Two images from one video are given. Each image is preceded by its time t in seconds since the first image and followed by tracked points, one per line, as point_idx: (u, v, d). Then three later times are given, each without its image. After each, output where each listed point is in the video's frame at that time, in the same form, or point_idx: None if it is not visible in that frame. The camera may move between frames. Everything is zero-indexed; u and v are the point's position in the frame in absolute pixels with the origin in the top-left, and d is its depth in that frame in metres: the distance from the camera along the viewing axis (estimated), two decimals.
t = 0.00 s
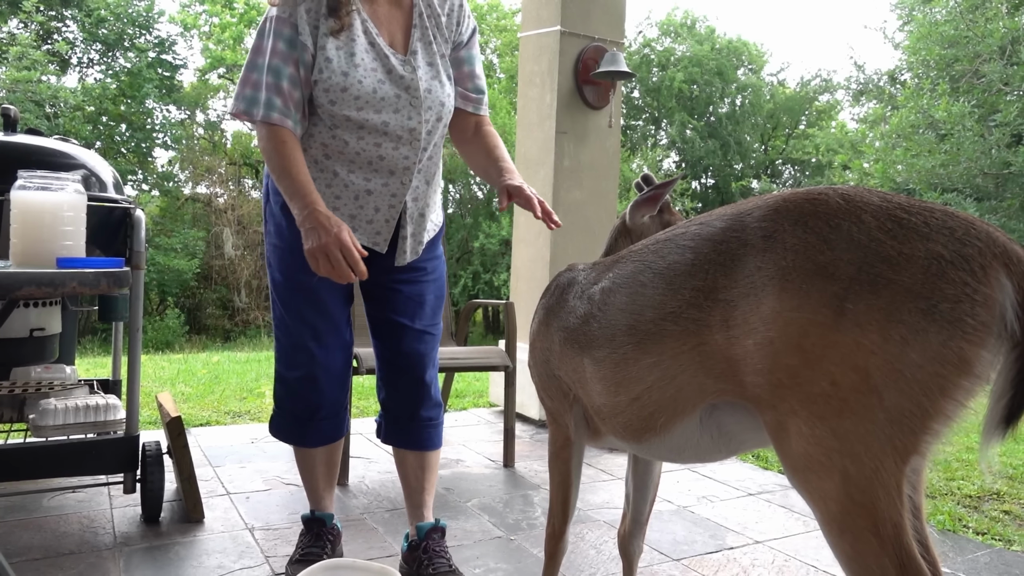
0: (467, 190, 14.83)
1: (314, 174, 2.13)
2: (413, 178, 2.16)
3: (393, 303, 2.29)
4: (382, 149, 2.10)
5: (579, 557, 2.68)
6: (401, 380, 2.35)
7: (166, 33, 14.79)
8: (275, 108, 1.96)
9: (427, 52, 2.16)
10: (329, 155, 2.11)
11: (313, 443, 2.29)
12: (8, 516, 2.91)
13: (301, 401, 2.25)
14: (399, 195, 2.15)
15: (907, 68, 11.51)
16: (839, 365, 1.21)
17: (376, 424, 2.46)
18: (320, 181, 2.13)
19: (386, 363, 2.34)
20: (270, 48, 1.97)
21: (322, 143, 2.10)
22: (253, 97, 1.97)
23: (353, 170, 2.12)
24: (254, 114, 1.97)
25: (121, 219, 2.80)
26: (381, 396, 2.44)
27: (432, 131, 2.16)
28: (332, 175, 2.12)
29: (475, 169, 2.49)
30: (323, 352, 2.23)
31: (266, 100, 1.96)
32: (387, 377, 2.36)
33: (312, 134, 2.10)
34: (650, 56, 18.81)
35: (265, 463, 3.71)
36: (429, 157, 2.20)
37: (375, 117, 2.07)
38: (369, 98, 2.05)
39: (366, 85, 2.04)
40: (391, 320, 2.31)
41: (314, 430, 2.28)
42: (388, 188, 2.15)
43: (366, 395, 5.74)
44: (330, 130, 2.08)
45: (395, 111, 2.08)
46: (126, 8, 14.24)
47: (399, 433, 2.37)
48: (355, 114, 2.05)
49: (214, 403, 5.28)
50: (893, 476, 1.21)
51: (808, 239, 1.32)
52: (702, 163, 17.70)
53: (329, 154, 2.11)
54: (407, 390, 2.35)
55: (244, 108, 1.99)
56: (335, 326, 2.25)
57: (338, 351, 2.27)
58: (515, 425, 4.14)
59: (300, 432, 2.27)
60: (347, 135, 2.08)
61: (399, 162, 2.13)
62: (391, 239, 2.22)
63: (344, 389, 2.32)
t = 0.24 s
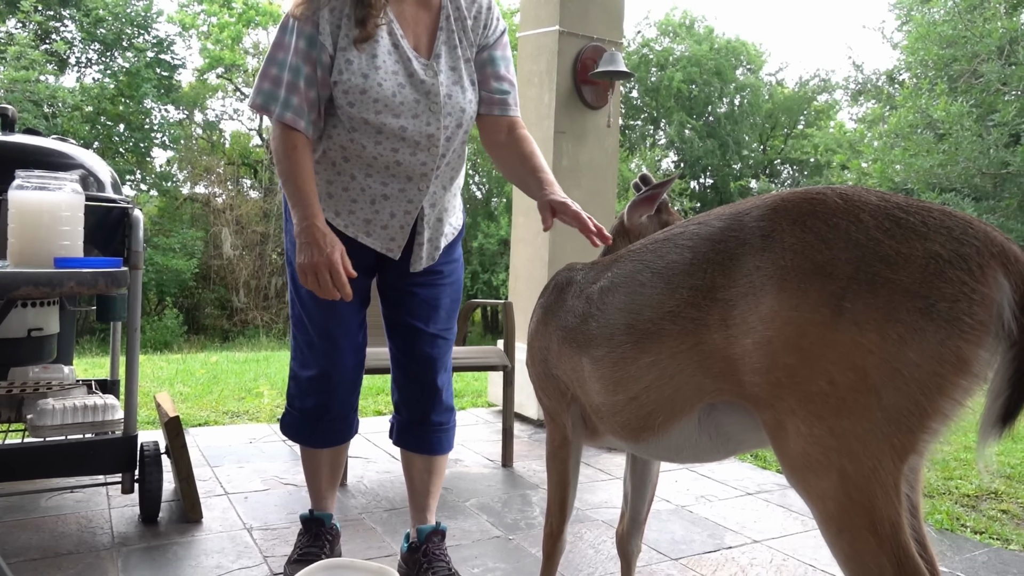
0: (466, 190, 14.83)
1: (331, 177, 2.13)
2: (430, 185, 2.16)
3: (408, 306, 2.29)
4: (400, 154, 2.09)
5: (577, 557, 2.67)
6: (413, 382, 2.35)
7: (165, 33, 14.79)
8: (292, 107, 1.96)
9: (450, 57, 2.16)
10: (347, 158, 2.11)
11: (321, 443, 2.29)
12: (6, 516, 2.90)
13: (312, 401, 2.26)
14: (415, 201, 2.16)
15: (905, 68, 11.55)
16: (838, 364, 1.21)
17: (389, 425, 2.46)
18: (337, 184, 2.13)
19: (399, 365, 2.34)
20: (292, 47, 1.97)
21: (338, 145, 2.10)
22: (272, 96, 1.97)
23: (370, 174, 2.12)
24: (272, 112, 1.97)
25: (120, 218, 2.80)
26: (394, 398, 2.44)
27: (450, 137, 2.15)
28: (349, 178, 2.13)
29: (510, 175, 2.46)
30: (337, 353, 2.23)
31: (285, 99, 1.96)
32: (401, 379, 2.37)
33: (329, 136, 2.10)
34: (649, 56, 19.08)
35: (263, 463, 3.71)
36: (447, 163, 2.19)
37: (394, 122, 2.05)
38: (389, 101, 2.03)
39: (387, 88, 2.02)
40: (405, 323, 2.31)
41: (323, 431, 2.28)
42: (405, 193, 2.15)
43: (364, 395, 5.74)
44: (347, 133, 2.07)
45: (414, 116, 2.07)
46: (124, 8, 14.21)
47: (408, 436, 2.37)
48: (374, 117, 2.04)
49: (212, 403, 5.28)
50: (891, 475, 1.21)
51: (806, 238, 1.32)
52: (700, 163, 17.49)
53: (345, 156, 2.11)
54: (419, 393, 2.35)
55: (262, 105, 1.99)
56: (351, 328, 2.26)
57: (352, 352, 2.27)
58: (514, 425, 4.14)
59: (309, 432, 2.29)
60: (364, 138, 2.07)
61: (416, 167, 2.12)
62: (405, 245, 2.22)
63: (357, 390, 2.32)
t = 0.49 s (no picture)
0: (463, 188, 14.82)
1: (351, 179, 2.15)
2: (449, 193, 2.16)
3: (421, 306, 2.31)
4: (420, 163, 2.09)
5: (573, 555, 2.68)
6: (422, 381, 2.36)
7: (163, 29, 14.75)
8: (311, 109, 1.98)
9: (475, 63, 2.11)
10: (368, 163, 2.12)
11: (327, 439, 2.30)
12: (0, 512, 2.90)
13: (319, 397, 2.27)
14: (434, 209, 2.17)
15: (903, 69, 11.58)
16: (834, 364, 1.22)
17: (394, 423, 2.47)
18: (357, 188, 2.15)
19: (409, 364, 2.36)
20: (317, 49, 1.98)
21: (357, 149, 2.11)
22: (295, 97, 1.99)
23: (389, 179, 2.13)
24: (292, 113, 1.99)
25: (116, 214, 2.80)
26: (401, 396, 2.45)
27: (472, 145, 2.13)
28: (369, 183, 2.14)
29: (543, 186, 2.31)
30: (348, 351, 2.24)
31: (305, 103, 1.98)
32: (410, 378, 2.38)
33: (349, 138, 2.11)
34: (647, 55, 19.18)
35: (259, 460, 3.70)
36: (468, 171, 2.18)
37: (416, 132, 2.03)
38: (411, 109, 2.01)
39: (410, 97, 2.00)
40: (417, 322, 2.33)
41: (329, 427, 2.29)
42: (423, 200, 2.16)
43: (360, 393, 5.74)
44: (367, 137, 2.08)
45: (436, 126, 2.05)
46: (121, 4, 14.21)
47: (414, 433, 2.38)
48: (396, 125, 2.02)
49: (208, 400, 5.27)
50: (885, 475, 1.21)
51: (803, 238, 1.32)
52: (697, 162, 17.55)
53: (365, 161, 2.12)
54: (427, 392, 2.37)
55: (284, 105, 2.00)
56: (363, 327, 2.27)
57: (361, 352, 2.28)
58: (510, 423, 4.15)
59: (314, 428, 2.29)
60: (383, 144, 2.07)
61: (436, 176, 2.11)
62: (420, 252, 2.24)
63: (364, 388, 2.33)
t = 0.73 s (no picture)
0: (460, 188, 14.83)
1: (363, 185, 2.15)
2: (459, 207, 2.16)
3: (425, 308, 2.31)
4: (432, 175, 2.09)
5: (570, 556, 2.68)
6: (424, 381, 2.37)
7: (159, 29, 14.68)
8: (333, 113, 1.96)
9: (492, 76, 2.10)
10: (380, 172, 2.11)
11: (327, 435, 2.32)
12: None
13: (321, 394, 2.29)
14: (443, 221, 2.17)
15: (898, 70, 11.62)
16: (828, 364, 1.22)
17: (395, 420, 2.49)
18: (368, 196, 2.15)
19: (412, 364, 2.36)
20: (339, 53, 1.96)
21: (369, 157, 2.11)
22: (313, 101, 1.98)
23: (401, 190, 2.13)
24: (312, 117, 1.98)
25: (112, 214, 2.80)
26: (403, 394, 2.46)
27: (484, 160, 2.13)
28: (381, 191, 2.14)
29: (546, 206, 2.27)
30: (351, 349, 2.25)
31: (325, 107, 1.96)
32: (412, 377, 2.39)
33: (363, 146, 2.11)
34: (644, 56, 19.31)
35: (255, 461, 3.69)
36: (479, 184, 2.18)
37: (429, 146, 2.04)
38: (426, 122, 2.01)
39: (426, 109, 2.00)
40: (421, 324, 2.33)
41: (329, 423, 2.31)
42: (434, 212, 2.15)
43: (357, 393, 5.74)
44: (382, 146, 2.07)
45: (449, 140, 2.05)
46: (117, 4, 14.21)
47: (413, 432, 2.39)
48: (410, 137, 2.03)
49: (204, 401, 5.26)
50: (879, 474, 1.22)
51: (798, 239, 1.33)
52: (695, 164, 17.39)
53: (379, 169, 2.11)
54: (428, 393, 2.38)
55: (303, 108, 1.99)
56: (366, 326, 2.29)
57: (363, 350, 2.29)
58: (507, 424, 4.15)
59: (314, 423, 2.31)
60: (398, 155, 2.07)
61: (447, 189, 2.12)
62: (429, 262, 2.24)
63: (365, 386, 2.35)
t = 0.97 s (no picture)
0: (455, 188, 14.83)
1: (361, 183, 2.15)
2: (455, 210, 2.15)
3: (420, 308, 2.32)
4: (429, 177, 2.08)
5: (563, 555, 2.69)
6: (419, 380, 2.37)
7: (153, 28, 14.58)
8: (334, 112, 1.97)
9: (494, 80, 2.09)
10: (377, 171, 2.11)
11: (321, 432, 2.33)
12: None
13: (316, 391, 2.30)
14: (438, 223, 2.15)
15: (892, 72, 11.67)
16: (817, 364, 1.22)
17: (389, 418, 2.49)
18: (364, 195, 2.15)
19: (407, 363, 2.37)
20: (343, 52, 1.97)
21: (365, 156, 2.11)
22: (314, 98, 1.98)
23: (396, 191, 2.12)
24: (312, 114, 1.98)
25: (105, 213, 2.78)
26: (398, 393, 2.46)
27: (482, 164, 2.12)
28: (377, 191, 2.14)
29: (548, 214, 2.20)
30: (345, 348, 2.26)
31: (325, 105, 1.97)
32: (406, 377, 2.39)
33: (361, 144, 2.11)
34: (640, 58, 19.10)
35: (248, 461, 3.69)
36: (475, 188, 2.17)
37: (426, 147, 2.03)
38: (423, 124, 2.01)
39: (424, 111, 2.00)
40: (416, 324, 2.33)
41: (323, 420, 2.32)
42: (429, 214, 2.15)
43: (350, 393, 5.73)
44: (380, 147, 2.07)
45: (446, 143, 2.04)
46: (111, 3, 14.15)
47: (408, 429, 2.40)
48: (409, 138, 2.02)
49: (197, 400, 5.26)
50: (867, 473, 1.22)
51: (787, 240, 1.33)
52: (689, 164, 17.64)
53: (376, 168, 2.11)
54: (422, 392, 2.38)
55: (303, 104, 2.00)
56: (360, 325, 2.29)
57: (358, 350, 2.29)
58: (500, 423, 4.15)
59: (308, 420, 2.32)
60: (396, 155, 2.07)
61: (444, 191, 2.11)
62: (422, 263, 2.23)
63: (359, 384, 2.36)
